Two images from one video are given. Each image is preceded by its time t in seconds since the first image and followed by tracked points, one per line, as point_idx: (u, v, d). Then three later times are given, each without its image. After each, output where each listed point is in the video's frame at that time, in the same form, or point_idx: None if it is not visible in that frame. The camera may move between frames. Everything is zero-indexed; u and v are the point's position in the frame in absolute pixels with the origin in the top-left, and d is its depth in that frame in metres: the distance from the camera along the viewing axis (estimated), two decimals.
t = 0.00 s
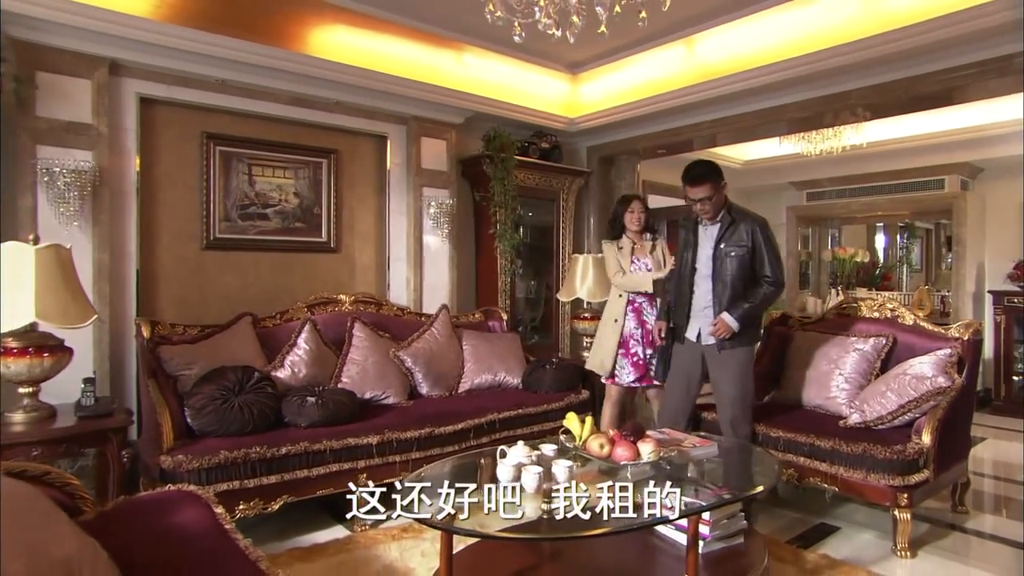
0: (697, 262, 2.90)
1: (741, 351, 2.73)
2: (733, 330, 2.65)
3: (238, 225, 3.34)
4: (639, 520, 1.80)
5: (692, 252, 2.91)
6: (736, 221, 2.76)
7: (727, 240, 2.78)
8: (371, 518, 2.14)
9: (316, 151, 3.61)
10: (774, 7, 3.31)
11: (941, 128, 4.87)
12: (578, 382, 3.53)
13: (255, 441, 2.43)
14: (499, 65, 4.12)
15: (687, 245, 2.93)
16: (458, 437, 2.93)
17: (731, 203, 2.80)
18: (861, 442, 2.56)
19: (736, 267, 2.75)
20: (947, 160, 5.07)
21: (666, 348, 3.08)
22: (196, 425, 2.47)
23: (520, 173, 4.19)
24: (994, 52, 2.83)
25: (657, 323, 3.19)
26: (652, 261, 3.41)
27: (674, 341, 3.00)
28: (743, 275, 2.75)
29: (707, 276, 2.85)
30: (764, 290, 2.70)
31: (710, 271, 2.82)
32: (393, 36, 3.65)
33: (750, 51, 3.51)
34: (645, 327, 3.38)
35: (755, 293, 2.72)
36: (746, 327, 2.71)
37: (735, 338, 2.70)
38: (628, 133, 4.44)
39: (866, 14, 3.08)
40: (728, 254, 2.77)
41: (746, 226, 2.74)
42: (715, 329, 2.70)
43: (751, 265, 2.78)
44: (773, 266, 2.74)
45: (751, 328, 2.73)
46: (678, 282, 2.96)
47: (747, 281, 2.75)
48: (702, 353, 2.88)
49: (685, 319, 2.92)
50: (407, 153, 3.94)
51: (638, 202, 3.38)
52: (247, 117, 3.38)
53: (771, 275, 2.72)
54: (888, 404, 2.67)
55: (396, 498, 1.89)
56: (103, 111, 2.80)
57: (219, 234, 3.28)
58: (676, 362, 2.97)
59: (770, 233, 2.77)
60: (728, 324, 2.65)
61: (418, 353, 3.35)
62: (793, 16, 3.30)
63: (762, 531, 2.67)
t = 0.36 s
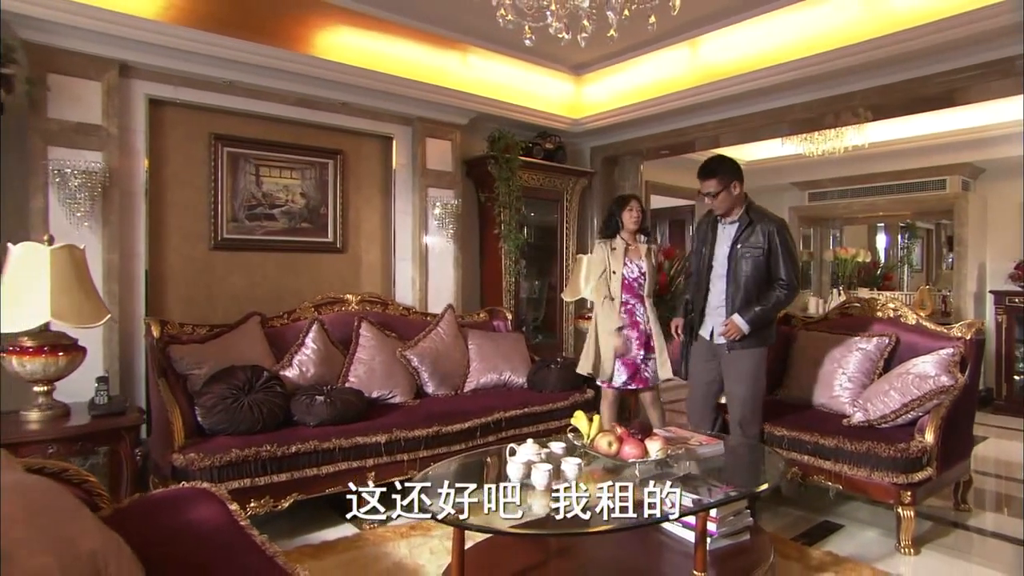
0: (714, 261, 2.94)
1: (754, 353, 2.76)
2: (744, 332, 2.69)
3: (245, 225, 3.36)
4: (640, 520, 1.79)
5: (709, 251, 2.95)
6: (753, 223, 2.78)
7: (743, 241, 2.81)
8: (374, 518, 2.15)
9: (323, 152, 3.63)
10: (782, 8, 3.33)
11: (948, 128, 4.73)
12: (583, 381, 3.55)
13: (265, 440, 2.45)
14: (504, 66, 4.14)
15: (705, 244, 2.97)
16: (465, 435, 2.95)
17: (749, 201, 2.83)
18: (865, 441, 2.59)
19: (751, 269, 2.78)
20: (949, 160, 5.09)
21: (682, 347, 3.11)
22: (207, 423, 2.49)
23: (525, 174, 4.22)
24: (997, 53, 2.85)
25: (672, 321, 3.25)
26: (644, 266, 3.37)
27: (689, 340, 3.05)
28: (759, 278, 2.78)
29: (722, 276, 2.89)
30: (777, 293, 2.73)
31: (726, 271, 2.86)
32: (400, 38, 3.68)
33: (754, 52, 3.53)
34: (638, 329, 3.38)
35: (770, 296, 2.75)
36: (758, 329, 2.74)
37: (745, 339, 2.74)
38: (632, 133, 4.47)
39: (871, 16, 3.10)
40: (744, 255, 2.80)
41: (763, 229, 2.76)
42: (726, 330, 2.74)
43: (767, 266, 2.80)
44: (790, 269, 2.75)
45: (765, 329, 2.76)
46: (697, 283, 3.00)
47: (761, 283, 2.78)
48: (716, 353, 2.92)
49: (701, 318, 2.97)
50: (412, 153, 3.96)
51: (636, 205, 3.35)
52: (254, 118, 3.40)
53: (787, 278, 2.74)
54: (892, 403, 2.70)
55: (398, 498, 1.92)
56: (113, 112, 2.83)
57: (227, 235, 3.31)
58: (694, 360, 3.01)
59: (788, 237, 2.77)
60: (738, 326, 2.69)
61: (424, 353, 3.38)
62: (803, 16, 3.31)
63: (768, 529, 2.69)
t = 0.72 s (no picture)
0: (715, 259, 2.97)
1: (756, 348, 2.78)
2: (744, 327, 2.71)
3: (252, 225, 3.38)
4: (640, 519, 1.78)
5: (710, 249, 2.99)
6: (748, 218, 2.82)
7: (741, 237, 2.84)
8: (376, 518, 2.16)
9: (329, 153, 3.65)
10: (793, 7, 3.34)
11: (951, 128, 4.77)
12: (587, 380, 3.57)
13: (276, 438, 2.48)
14: (507, 67, 4.17)
15: (706, 243, 3.01)
16: (472, 434, 2.98)
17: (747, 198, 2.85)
18: (868, 439, 2.61)
19: (750, 264, 2.81)
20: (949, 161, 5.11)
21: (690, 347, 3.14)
22: (217, 422, 2.52)
23: (529, 175, 4.24)
24: (998, 55, 2.88)
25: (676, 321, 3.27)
26: (645, 267, 3.35)
27: (697, 339, 3.08)
28: (758, 273, 2.80)
29: (723, 273, 2.92)
30: (777, 288, 2.73)
31: (726, 268, 2.90)
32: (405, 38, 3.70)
33: (758, 53, 3.55)
34: (636, 330, 3.37)
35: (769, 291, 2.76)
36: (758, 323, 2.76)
37: (745, 333, 2.76)
38: (635, 134, 4.49)
39: (875, 17, 3.12)
40: (742, 252, 2.83)
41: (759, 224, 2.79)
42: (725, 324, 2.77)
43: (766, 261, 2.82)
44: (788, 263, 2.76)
45: (766, 324, 2.77)
46: (700, 282, 3.03)
47: (761, 278, 2.80)
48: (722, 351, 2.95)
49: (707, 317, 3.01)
50: (417, 154, 3.99)
51: (637, 206, 3.34)
52: (261, 119, 3.42)
53: (785, 271, 2.75)
54: (895, 402, 2.72)
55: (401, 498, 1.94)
56: (123, 113, 2.85)
57: (234, 235, 3.33)
58: (704, 359, 3.04)
59: (786, 231, 2.79)
60: (737, 321, 2.70)
61: (429, 352, 3.40)
62: (810, 17, 3.33)
63: (773, 526, 2.72)
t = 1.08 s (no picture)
0: (715, 259, 3.00)
1: (754, 345, 2.82)
2: (738, 323, 2.79)
3: (259, 225, 3.41)
4: (640, 519, 1.78)
5: (711, 249, 3.02)
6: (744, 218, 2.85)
7: (739, 236, 2.87)
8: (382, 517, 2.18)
9: (335, 153, 3.67)
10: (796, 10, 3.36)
11: (958, 128, 4.76)
12: (592, 379, 3.59)
13: (285, 436, 2.50)
14: (510, 69, 4.20)
15: (707, 244, 3.05)
16: (478, 432, 3.00)
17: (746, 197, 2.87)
18: (872, 437, 2.64)
19: (748, 262, 2.84)
20: (950, 161, 5.14)
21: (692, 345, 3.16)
22: (226, 420, 2.54)
23: (533, 176, 4.27)
24: (999, 57, 2.90)
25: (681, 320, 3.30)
26: (655, 266, 3.40)
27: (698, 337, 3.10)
28: (756, 272, 2.83)
29: (721, 271, 2.96)
30: (771, 286, 2.76)
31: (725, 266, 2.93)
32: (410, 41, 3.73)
33: (761, 54, 3.57)
34: (645, 329, 3.42)
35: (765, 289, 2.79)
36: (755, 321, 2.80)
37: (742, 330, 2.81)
38: (639, 135, 4.52)
39: (878, 20, 3.14)
40: (740, 251, 2.86)
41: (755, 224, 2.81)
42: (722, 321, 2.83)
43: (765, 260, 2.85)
44: (785, 261, 2.78)
45: (765, 322, 2.81)
46: (701, 281, 3.06)
47: (759, 277, 2.83)
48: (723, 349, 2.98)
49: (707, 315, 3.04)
50: (423, 155, 4.01)
51: (642, 207, 3.37)
52: (268, 120, 3.45)
53: (781, 269, 2.77)
54: (898, 400, 2.74)
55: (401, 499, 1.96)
56: (132, 114, 2.88)
57: (241, 235, 3.35)
58: (706, 358, 3.06)
59: (783, 230, 2.81)
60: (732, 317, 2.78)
61: (435, 351, 3.43)
62: (812, 20, 3.35)
63: (778, 523, 2.74)
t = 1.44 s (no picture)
0: (717, 259, 3.02)
1: (756, 344, 2.85)
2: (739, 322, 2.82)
3: (265, 226, 3.43)
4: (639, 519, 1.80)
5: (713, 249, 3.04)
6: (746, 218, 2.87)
7: (742, 236, 2.89)
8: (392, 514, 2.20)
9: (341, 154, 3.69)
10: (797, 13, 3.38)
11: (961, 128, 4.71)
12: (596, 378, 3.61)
13: (293, 435, 2.52)
14: (514, 70, 4.22)
15: (710, 243, 3.07)
16: (484, 431, 3.02)
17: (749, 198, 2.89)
18: (875, 436, 2.67)
19: (750, 262, 2.86)
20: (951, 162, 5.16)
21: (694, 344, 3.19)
22: (235, 419, 2.56)
23: (536, 176, 4.29)
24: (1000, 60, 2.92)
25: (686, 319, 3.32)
26: (665, 266, 3.41)
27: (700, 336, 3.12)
28: (758, 271, 2.85)
29: (724, 271, 2.98)
30: (772, 285, 2.79)
31: (727, 266, 2.95)
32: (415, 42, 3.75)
33: (763, 55, 3.60)
34: (655, 329, 3.44)
35: (767, 289, 2.82)
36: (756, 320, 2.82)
37: (744, 330, 2.84)
38: (642, 136, 4.54)
39: (880, 22, 3.16)
40: (743, 251, 2.88)
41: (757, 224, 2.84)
42: (724, 321, 2.86)
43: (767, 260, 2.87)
44: (787, 261, 2.81)
45: (766, 322, 2.83)
46: (703, 280, 3.09)
47: (761, 277, 2.85)
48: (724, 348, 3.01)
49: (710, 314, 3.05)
50: (427, 155, 4.03)
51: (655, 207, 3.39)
52: (275, 121, 3.47)
53: (782, 269, 2.80)
54: (901, 399, 2.77)
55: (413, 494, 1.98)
56: (140, 116, 2.90)
57: (248, 235, 3.37)
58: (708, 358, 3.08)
59: (785, 231, 2.84)
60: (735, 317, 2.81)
61: (440, 350, 3.45)
62: (814, 22, 3.38)
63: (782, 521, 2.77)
